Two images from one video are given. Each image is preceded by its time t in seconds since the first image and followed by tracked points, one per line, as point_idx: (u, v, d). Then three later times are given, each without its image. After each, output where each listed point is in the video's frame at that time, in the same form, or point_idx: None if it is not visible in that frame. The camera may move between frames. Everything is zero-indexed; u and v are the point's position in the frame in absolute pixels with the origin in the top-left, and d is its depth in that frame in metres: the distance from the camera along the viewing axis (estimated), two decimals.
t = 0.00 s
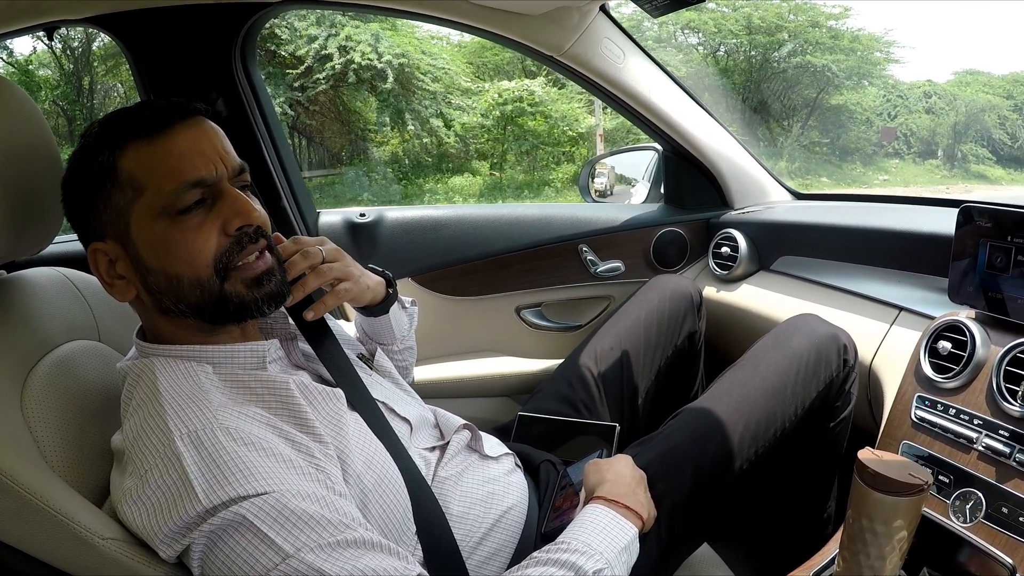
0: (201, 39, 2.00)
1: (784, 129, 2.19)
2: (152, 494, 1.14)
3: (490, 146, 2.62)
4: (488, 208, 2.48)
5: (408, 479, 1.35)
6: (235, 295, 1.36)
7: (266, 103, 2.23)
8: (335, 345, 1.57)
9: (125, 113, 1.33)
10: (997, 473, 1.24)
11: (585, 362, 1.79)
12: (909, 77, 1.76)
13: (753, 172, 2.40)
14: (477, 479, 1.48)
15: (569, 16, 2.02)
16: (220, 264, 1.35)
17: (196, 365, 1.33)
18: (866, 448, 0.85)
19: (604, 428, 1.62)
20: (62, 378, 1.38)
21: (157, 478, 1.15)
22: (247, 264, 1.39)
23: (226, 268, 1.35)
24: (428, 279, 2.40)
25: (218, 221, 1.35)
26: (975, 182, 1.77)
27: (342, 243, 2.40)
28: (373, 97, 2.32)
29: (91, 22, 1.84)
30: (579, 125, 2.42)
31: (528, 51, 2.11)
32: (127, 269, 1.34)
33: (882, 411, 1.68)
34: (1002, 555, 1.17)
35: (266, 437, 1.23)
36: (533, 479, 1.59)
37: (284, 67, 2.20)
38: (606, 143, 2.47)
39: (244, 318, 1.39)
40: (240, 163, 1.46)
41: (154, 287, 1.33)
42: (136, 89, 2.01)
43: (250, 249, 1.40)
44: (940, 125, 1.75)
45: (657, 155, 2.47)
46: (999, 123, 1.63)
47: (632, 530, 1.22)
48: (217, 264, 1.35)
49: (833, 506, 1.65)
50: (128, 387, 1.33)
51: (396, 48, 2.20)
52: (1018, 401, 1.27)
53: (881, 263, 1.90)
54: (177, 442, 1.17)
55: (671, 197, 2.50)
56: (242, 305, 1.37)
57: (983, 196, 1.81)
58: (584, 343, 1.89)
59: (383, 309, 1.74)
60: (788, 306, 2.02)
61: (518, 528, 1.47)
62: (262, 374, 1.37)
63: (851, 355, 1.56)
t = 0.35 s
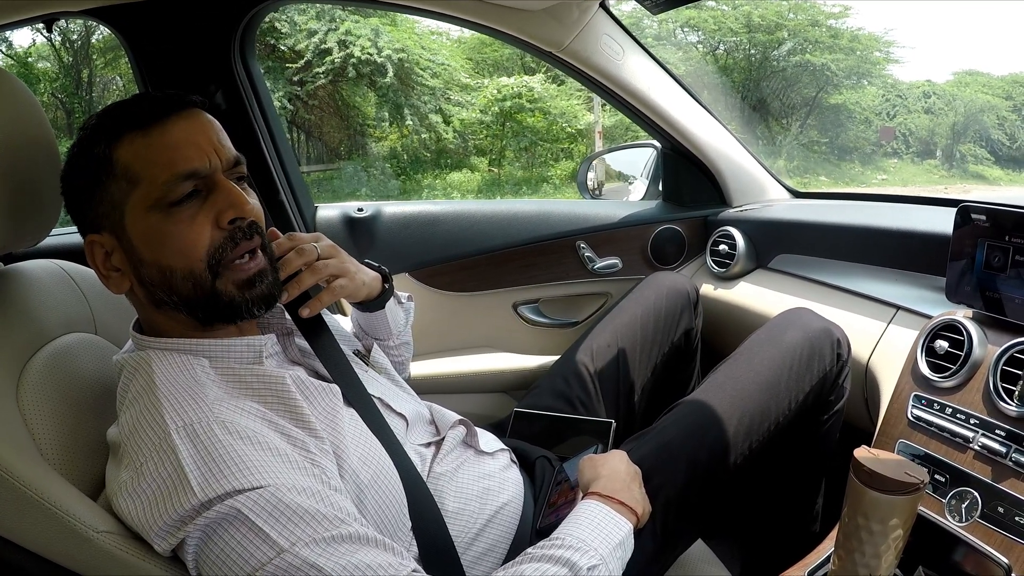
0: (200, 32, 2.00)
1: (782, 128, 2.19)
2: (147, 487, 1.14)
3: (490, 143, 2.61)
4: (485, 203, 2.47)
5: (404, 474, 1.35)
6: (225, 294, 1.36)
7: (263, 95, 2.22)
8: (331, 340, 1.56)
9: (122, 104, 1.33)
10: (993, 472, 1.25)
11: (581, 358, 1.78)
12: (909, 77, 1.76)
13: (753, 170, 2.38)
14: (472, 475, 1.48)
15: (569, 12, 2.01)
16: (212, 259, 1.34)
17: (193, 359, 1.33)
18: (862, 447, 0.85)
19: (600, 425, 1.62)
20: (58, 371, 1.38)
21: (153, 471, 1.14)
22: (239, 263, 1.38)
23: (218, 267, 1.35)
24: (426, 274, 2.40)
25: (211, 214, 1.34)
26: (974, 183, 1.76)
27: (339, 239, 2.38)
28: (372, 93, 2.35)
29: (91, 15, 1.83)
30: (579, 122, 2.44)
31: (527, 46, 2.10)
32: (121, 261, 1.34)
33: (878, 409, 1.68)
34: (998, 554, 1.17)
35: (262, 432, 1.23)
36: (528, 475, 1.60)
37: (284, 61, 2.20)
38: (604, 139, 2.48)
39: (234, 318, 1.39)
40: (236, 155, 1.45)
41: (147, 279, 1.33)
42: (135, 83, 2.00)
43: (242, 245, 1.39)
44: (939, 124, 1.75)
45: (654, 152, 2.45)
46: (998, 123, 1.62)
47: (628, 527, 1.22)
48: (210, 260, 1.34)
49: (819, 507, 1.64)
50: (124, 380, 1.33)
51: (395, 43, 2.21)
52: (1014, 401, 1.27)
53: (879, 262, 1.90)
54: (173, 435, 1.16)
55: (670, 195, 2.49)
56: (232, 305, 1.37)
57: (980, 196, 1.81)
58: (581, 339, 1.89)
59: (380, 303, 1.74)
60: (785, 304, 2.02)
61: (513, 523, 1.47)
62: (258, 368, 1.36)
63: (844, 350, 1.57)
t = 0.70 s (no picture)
0: (197, 27, 1.98)
1: (781, 127, 2.19)
2: (140, 485, 1.12)
3: (490, 142, 2.55)
4: (483, 201, 2.47)
5: (400, 474, 1.34)
6: (220, 285, 1.34)
7: (263, 94, 2.23)
8: (327, 338, 1.55)
9: (117, 99, 1.32)
10: (992, 472, 1.24)
11: (578, 357, 1.77)
12: (907, 77, 1.76)
13: (751, 168, 2.38)
14: (468, 474, 1.47)
15: (567, 9, 2.00)
16: (206, 254, 1.33)
17: (187, 356, 1.32)
18: (861, 447, 0.84)
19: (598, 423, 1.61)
20: (53, 367, 1.37)
21: (146, 469, 1.13)
22: (234, 254, 1.36)
23: (213, 259, 1.33)
24: (424, 271, 2.39)
25: (205, 212, 1.33)
26: (972, 182, 1.76)
27: (337, 237, 2.39)
28: (370, 90, 2.30)
29: (88, 11, 1.80)
30: (577, 120, 2.39)
31: (527, 45, 2.11)
32: (115, 257, 1.33)
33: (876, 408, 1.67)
34: (997, 555, 1.16)
35: (257, 430, 1.22)
36: (525, 474, 1.59)
37: (282, 58, 2.19)
38: (603, 138, 2.44)
39: (230, 309, 1.38)
40: (232, 153, 1.43)
41: (140, 276, 1.32)
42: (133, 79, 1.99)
43: (237, 239, 1.37)
44: (938, 124, 1.74)
45: (653, 150, 2.47)
46: (996, 124, 1.62)
47: (625, 526, 1.21)
48: (203, 255, 1.33)
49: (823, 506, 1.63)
50: (118, 377, 1.32)
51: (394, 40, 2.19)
52: (1014, 400, 1.26)
53: (878, 261, 1.89)
54: (167, 432, 1.15)
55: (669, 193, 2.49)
56: (227, 296, 1.35)
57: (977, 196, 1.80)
58: (578, 337, 1.88)
59: (377, 301, 1.73)
60: (783, 303, 2.02)
61: (510, 523, 1.47)
62: (253, 366, 1.35)
63: (844, 350, 1.56)
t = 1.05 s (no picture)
0: (196, 27, 1.98)
1: (778, 127, 2.19)
2: (139, 484, 1.13)
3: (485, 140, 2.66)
4: (480, 200, 2.47)
5: (398, 474, 1.34)
6: (221, 285, 1.34)
7: (258, 93, 2.22)
8: (325, 339, 1.56)
9: (116, 100, 1.32)
10: (989, 471, 1.25)
11: (576, 356, 1.78)
12: (904, 75, 1.76)
13: (749, 168, 2.38)
14: (465, 474, 1.48)
15: (564, 9, 2.01)
16: (207, 254, 1.33)
17: (186, 356, 1.32)
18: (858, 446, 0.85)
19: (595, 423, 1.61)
20: (52, 367, 1.37)
21: (146, 468, 1.14)
22: (234, 255, 1.37)
23: (213, 260, 1.34)
24: (421, 271, 2.39)
25: (206, 212, 1.33)
26: (970, 181, 1.75)
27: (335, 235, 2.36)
28: (367, 88, 2.43)
29: (86, 11, 1.80)
30: (574, 120, 2.41)
31: (525, 45, 2.11)
32: (114, 258, 1.33)
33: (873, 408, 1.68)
34: (994, 553, 1.17)
35: (255, 429, 1.22)
36: (523, 473, 1.59)
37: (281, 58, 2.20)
38: (601, 138, 2.45)
39: (230, 309, 1.38)
40: (231, 154, 1.44)
41: (141, 276, 1.32)
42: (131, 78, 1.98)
43: (238, 241, 1.37)
44: (935, 124, 1.73)
45: (650, 150, 2.46)
46: (994, 122, 1.62)
47: (624, 526, 1.22)
48: (204, 255, 1.33)
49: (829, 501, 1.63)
50: (117, 377, 1.32)
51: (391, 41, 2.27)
52: (1010, 399, 1.27)
53: (875, 260, 1.90)
54: (166, 432, 1.15)
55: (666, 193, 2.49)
56: (228, 296, 1.36)
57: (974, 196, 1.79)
58: (576, 336, 1.88)
59: (377, 300, 1.74)
60: (780, 302, 2.02)
61: (507, 522, 1.47)
62: (252, 366, 1.36)
63: (843, 353, 1.57)
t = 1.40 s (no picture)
0: (196, 28, 1.99)
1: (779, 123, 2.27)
2: (141, 486, 1.13)
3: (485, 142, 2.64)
4: (479, 202, 2.48)
5: (398, 476, 1.35)
6: (218, 293, 1.36)
7: (260, 96, 2.22)
8: (326, 341, 1.56)
9: (109, 106, 1.32)
10: (988, 469, 1.25)
11: (576, 357, 1.78)
12: (904, 74, 1.77)
13: (748, 170, 2.38)
14: (465, 475, 1.48)
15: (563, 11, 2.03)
16: (202, 260, 1.34)
17: (187, 358, 1.33)
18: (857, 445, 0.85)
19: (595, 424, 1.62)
20: (54, 369, 1.37)
21: (147, 469, 1.14)
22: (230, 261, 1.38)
23: (209, 266, 1.35)
24: (421, 273, 2.40)
25: (201, 217, 1.34)
26: (969, 180, 1.72)
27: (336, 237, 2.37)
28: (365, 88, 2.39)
29: (87, 14, 1.81)
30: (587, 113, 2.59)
31: (524, 47, 2.11)
32: (112, 263, 1.34)
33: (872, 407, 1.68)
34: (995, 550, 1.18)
35: (256, 431, 1.22)
36: (524, 474, 1.60)
37: (280, 61, 2.19)
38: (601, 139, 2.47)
39: (228, 314, 1.39)
40: (227, 156, 1.45)
41: (138, 282, 1.33)
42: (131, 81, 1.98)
43: (234, 245, 1.39)
44: (934, 122, 1.73)
45: (649, 151, 2.48)
46: (993, 121, 1.62)
47: (624, 525, 1.22)
48: (200, 261, 1.34)
49: (834, 498, 1.63)
50: (119, 379, 1.32)
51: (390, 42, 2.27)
52: (1009, 397, 1.27)
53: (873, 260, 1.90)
54: (167, 434, 1.16)
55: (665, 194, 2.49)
56: (226, 303, 1.37)
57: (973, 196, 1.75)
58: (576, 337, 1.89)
59: (377, 303, 1.74)
60: (780, 302, 2.03)
61: (507, 523, 1.48)
62: (253, 369, 1.36)
63: (838, 348, 1.57)
